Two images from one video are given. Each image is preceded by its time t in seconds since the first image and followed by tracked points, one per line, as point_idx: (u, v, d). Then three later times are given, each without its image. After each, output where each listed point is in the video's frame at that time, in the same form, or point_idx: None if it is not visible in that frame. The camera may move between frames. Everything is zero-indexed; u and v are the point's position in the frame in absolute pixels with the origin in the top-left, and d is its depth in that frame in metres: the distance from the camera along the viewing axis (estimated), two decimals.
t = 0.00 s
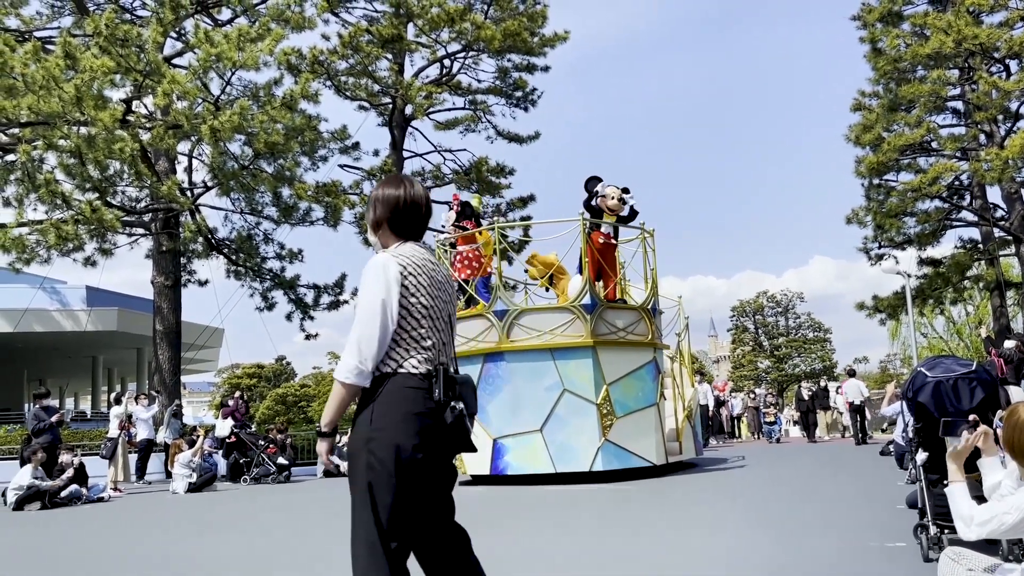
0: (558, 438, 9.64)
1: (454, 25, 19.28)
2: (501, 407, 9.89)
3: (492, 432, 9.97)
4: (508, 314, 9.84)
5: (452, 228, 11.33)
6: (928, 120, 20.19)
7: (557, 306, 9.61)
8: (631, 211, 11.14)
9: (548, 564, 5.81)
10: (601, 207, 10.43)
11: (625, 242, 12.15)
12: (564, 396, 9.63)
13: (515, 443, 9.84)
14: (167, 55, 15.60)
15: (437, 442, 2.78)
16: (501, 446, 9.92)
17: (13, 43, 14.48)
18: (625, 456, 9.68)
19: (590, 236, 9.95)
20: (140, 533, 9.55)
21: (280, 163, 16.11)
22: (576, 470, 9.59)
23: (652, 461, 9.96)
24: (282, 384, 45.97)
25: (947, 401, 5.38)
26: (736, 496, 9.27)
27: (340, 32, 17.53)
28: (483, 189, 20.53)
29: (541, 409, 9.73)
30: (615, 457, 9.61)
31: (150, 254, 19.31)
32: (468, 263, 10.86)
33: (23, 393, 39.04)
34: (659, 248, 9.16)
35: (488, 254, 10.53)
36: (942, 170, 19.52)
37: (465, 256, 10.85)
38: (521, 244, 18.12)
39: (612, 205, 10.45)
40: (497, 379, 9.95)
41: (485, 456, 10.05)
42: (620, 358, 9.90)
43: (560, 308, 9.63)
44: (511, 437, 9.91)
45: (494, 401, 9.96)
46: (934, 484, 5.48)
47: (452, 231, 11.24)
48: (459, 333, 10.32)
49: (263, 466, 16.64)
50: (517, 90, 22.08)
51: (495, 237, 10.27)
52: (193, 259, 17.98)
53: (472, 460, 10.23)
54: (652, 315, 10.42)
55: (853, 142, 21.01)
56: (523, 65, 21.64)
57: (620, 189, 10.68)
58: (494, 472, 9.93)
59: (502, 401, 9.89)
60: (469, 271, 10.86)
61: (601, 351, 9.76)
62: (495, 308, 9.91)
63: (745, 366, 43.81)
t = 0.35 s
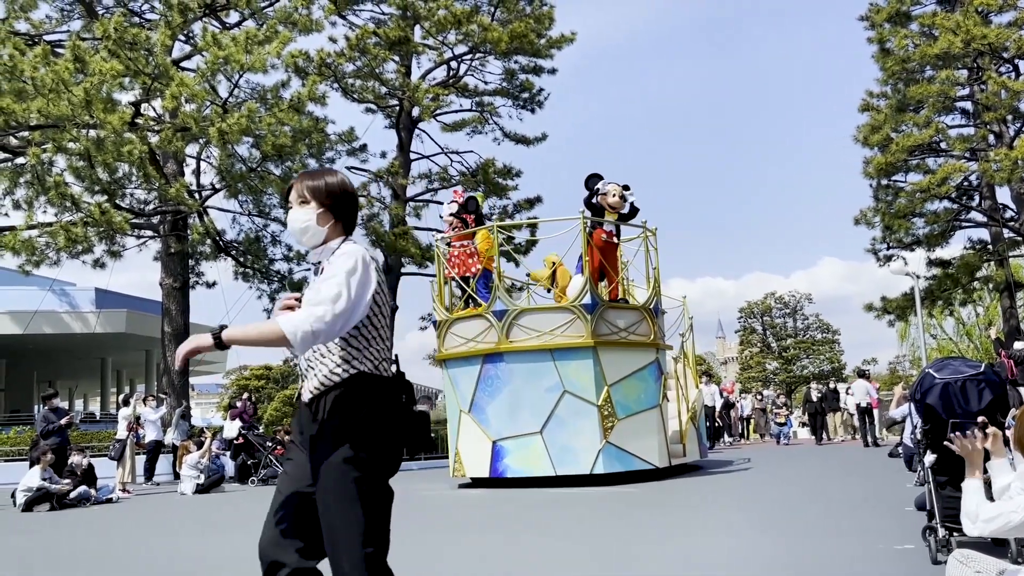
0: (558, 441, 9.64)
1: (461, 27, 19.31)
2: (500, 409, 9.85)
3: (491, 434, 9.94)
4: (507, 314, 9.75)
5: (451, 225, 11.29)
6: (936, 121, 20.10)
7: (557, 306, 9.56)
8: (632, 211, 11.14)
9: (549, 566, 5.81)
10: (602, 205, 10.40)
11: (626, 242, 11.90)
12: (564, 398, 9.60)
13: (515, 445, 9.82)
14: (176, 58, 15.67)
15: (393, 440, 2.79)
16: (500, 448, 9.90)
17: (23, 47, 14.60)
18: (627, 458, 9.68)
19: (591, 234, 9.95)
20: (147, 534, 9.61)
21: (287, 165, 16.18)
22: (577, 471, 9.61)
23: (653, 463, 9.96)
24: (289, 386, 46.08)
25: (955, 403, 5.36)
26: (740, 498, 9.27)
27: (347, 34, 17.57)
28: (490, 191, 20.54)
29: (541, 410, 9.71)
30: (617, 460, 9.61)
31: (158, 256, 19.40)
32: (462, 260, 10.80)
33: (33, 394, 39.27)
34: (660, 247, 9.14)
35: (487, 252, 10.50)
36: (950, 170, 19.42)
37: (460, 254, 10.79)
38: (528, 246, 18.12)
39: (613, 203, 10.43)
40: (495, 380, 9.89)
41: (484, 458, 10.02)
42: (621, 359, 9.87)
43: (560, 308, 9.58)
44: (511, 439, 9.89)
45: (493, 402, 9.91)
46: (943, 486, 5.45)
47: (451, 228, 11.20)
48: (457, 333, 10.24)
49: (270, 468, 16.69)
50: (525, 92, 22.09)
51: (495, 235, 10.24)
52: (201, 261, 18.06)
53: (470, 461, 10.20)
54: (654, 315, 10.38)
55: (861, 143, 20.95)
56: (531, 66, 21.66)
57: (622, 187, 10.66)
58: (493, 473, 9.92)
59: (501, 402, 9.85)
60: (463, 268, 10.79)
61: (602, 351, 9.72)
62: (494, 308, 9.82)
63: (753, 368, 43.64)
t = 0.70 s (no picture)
0: (562, 444, 9.46)
1: (472, 30, 19.25)
2: (503, 411, 9.74)
3: (495, 437, 9.82)
4: (511, 315, 9.66)
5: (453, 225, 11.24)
6: (951, 122, 19.87)
7: (561, 306, 9.42)
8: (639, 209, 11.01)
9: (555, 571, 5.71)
10: (607, 202, 10.30)
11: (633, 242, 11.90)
12: (569, 400, 9.43)
13: (518, 449, 9.68)
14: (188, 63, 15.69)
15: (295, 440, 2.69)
16: (504, 451, 9.77)
17: (37, 52, 14.67)
18: (633, 462, 9.49)
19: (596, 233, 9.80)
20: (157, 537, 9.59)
21: (300, 169, 16.22)
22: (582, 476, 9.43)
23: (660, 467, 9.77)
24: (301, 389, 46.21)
25: (971, 406, 5.19)
26: (750, 502, 9.12)
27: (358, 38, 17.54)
28: (501, 194, 20.46)
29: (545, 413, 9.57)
30: (623, 464, 9.43)
31: (172, 259, 19.47)
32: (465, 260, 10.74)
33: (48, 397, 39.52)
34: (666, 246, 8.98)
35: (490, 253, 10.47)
36: (965, 173, 19.15)
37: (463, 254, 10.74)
38: (538, 249, 18.03)
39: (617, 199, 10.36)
40: (499, 383, 9.79)
41: (488, 461, 9.90)
42: (627, 361, 9.72)
43: (565, 309, 9.44)
44: (515, 442, 9.75)
45: (497, 404, 9.81)
46: (958, 490, 5.35)
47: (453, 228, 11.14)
48: (460, 335, 10.17)
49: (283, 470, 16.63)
50: (535, 95, 22.02)
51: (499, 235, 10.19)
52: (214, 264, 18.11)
53: (474, 465, 10.08)
54: (661, 316, 10.21)
55: (875, 145, 20.72)
56: (541, 69, 21.58)
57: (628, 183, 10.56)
58: (496, 477, 9.79)
59: (504, 405, 9.74)
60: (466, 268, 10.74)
61: (608, 353, 9.56)
62: (497, 309, 9.74)
63: (765, 371, 43.33)
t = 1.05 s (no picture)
0: (567, 448, 9.36)
1: (484, 34, 19.28)
2: (508, 414, 9.69)
3: (500, 440, 9.77)
4: (515, 316, 9.60)
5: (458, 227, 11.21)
6: (966, 124, 19.69)
7: (566, 308, 9.30)
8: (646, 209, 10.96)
9: None
10: (614, 203, 10.28)
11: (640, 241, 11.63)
12: (574, 403, 9.33)
13: (523, 452, 9.61)
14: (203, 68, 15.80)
15: (191, 446, 2.57)
16: (509, 454, 9.71)
17: (54, 57, 14.84)
18: (640, 466, 9.37)
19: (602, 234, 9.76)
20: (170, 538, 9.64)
21: (312, 172, 16.22)
22: (588, 479, 9.33)
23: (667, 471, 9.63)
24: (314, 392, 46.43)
25: (988, 409, 5.09)
26: (761, 507, 9.01)
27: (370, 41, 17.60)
28: (513, 196, 20.47)
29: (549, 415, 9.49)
30: (630, 468, 9.31)
31: (186, 263, 19.62)
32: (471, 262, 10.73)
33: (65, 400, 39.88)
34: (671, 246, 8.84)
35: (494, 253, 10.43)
36: (981, 174, 18.93)
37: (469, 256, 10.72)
38: (550, 252, 18.01)
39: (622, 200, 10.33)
40: (503, 385, 9.74)
41: (492, 464, 9.87)
42: (635, 363, 9.58)
43: (570, 310, 9.33)
44: (519, 445, 9.69)
45: (501, 406, 9.77)
46: (976, 494, 5.26)
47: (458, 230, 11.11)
48: (465, 336, 10.16)
49: (296, 472, 16.67)
50: (547, 98, 22.02)
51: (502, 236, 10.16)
52: (228, 267, 18.24)
53: (479, 468, 10.06)
54: (670, 317, 10.06)
55: (889, 146, 20.57)
56: (553, 71, 21.59)
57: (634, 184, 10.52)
58: (501, 480, 9.74)
59: (508, 407, 9.69)
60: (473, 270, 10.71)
61: (614, 355, 9.41)
62: (501, 310, 9.70)
63: (779, 374, 43.06)
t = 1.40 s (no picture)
0: (572, 452, 9.40)
1: (496, 37, 19.47)
2: (512, 417, 9.69)
3: (503, 444, 9.76)
4: (519, 317, 9.60)
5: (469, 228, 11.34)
6: (983, 124, 19.65)
7: (572, 309, 9.37)
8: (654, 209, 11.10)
9: None
10: (621, 203, 10.44)
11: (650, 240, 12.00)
12: (579, 405, 9.38)
13: (527, 456, 9.62)
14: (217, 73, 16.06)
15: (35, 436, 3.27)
16: (513, 458, 9.71)
17: (70, 64, 15.22)
18: (646, 470, 9.39)
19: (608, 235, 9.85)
20: (183, 541, 9.80)
21: (325, 176, 16.45)
22: (594, 483, 9.35)
23: (674, 475, 9.67)
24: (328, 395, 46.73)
25: (1005, 411, 5.24)
26: (768, 512, 9.09)
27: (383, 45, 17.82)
28: (525, 199, 20.63)
29: (554, 418, 9.52)
30: (636, 472, 9.34)
31: (201, 267, 19.92)
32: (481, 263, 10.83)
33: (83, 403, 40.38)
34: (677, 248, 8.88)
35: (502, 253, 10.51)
36: (998, 175, 18.82)
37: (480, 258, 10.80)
38: (563, 255, 18.13)
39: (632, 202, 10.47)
40: (506, 388, 9.73)
41: (496, 469, 9.86)
42: (641, 365, 9.63)
43: (576, 312, 9.40)
44: (523, 449, 9.69)
45: (505, 410, 9.76)
46: (993, 498, 5.25)
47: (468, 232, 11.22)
48: (468, 338, 10.15)
49: (309, 475, 16.87)
50: (560, 101, 22.17)
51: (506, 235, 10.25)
52: (243, 270, 18.50)
53: (482, 472, 10.05)
54: (677, 318, 10.12)
55: (903, 148, 20.60)
56: (565, 75, 21.75)
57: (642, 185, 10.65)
58: (504, 485, 9.74)
59: (512, 410, 9.69)
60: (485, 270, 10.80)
61: (620, 357, 9.48)
62: (506, 311, 9.70)
63: (794, 377, 42.86)
